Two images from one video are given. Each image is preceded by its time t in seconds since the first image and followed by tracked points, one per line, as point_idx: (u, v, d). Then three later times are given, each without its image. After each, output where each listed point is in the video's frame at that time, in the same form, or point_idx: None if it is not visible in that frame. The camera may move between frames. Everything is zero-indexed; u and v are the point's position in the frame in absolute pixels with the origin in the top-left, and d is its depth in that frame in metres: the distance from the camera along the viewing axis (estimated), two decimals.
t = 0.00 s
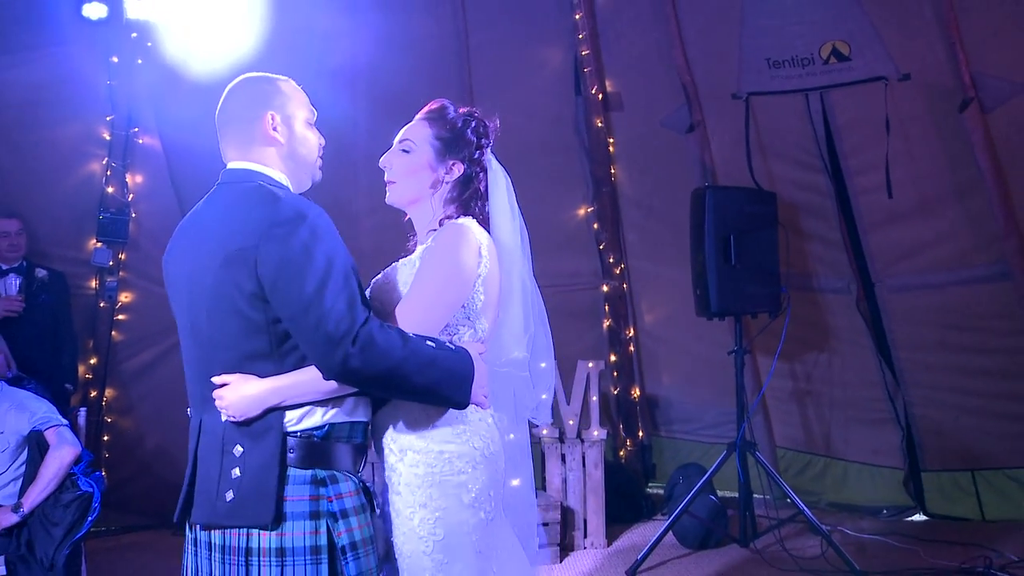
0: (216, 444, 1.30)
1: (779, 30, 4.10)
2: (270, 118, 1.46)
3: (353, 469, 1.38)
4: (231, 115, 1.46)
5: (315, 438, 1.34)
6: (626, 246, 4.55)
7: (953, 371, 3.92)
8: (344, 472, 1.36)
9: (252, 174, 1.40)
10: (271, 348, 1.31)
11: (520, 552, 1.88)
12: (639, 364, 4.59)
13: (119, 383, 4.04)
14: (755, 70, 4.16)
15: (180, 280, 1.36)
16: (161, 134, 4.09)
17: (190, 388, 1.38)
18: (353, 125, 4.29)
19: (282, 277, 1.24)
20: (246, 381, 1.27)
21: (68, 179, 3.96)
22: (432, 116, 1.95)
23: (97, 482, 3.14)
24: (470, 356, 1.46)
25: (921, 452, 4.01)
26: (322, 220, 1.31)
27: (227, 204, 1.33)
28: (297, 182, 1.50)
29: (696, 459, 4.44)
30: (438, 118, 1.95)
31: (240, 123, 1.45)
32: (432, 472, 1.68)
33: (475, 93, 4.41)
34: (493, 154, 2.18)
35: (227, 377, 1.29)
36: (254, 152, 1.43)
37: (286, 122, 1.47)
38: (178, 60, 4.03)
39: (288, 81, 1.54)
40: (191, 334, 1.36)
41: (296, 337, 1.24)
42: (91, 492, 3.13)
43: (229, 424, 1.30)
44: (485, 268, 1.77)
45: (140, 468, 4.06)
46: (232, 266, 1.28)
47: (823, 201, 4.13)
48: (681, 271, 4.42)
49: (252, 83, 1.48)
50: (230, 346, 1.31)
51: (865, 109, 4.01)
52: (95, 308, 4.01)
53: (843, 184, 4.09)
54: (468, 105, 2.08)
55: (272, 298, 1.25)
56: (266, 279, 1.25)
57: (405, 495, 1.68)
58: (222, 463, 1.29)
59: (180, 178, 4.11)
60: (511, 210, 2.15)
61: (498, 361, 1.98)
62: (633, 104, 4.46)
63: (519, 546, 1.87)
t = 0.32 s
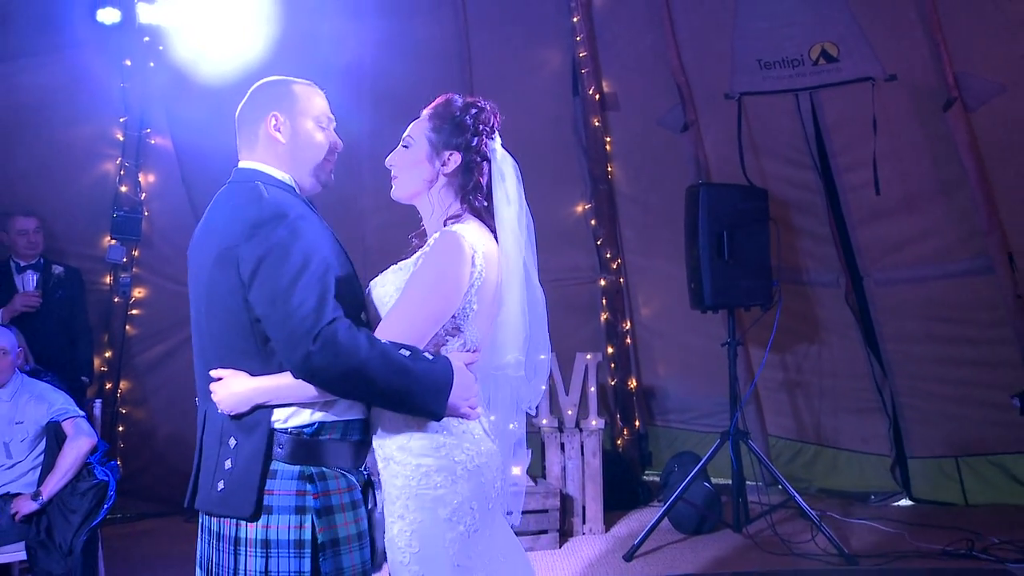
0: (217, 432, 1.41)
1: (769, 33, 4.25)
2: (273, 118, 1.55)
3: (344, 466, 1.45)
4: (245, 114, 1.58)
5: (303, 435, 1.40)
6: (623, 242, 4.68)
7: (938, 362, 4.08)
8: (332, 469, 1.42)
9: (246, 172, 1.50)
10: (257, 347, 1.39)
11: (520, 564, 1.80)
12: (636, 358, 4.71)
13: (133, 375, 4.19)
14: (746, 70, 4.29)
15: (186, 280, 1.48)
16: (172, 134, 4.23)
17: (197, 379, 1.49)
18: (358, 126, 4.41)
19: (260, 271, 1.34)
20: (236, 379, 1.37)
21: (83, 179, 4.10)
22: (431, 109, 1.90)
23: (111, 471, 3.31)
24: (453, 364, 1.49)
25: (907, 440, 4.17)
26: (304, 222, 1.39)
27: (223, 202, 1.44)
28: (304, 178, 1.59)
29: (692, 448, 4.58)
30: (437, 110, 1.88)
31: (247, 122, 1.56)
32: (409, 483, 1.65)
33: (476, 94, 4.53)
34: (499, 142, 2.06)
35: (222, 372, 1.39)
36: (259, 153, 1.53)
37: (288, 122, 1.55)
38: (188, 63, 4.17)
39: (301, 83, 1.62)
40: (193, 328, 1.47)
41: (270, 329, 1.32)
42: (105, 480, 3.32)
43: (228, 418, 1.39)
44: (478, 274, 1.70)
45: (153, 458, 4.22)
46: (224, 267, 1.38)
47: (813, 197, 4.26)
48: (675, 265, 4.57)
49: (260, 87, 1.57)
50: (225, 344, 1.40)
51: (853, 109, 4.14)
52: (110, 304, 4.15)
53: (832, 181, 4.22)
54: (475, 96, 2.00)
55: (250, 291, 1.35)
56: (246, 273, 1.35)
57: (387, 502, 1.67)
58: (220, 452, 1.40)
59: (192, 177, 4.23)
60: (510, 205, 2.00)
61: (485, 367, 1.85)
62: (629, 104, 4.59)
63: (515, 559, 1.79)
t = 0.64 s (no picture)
0: (219, 428, 1.54)
1: (758, 41, 4.38)
2: (283, 124, 1.65)
3: (336, 468, 1.53)
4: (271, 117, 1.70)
5: (295, 436, 1.48)
6: (619, 242, 4.82)
7: (924, 357, 4.23)
8: (324, 470, 1.50)
9: (253, 171, 1.63)
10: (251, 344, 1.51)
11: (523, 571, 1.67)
12: (632, 352, 4.90)
13: (145, 370, 4.35)
14: (738, 76, 4.43)
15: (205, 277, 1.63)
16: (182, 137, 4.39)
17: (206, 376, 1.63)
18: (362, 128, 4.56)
19: (244, 276, 1.44)
20: (230, 380, 1.48)
21: (97, 181, 4.26)
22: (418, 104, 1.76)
23: (124, 463, 3.49)
24: (434, 373, 1.52)
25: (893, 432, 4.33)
26: (288, 230, 1.46)
27: (230, 206, 1.56)
28: (317, 182, 1.67)
29: (686, 441, 4.74)
30: (427, 100, 1.74)
31: (267, 125, 1.68)
32: (393, 492, 1.58)
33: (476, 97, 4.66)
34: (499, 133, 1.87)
35: (220, 371, 1.51)
36: (272, 156, 1.65)
37: (294, 129, 1.64)
38: (195, 68, 4.29)
39: (327, 90, 1.71)
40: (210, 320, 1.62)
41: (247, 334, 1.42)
42: (118, 472, 3.49)
43: (227, 415, 1.52)
44: (452, 282, 1.58)
45: (164, 451, 4.39)
46: (221, 270, 1.51)
47: (802, 198, 4.41)
48: (669, 265, 4.70)
49: (284, 92, 1.69)
50: (226, 343, 1.52)
51: (840, 113, 4.28)
52: (122, 302, 4.31)
53: (821, 182, 4.36)
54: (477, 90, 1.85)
55: (237, 295, 1.45)
56: (234, 277, 1.46)
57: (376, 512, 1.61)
58: (221, 445, 1.53)
59: (202, 178, 4.39)
60: (499, 202, 1.77)
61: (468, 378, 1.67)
62: (624, 108, 4.73)
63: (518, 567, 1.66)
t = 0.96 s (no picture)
0: (222, 424, 1.57)
1: (749, 46, 4.51)
2: (287, 126, 1.64)
3: (334, 464, 1.53)
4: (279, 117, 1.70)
5: (293, 433, 1.49)
6: (615, 242, 4.97)
7: (908, 354, 4.38)
8: (322, 467, 1.51)
9: (256, 173, 1.63)
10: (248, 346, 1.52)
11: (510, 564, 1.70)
12: (627, 348, 5.05)
13: (156, 365, 4.52)
14: (729, 81, 4.55)
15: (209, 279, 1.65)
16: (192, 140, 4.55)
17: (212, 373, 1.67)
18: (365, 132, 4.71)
19: (238, 283, 1.44)
20: (230, 379, 1.50)
21: (109, 183, 4.41)
22: (405, 104, 1.76)
23: (136, 455, 3.69)
24: (421, 372, 1.54)
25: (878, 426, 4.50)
26: (281, 236, 1.47)
27: (230, 211, 1.58)
28: (319, 186, 1.66)
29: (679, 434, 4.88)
30: (409, 101, 1.75)
31: (273, 125, 1.68)
32: (383, 490, 1.56)
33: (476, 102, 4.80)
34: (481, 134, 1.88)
35: (221, 371, 1.53)
36: (276, 159, 1.65)
37: (296, 131, 1.63)
38: (206, 74, 4.46)
39: (335, 92, 1.71)
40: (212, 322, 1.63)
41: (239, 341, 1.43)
42: (131, 464, 3.69)
43: (228, 412, 1.55)
44: (435, 280, 1.57)
45: (174, 444, 4.56)
46: (220, 273, 1.52)
47: (792, 200, 4.56)
48: (662, 264, 4.86)
49: (293, 92, 1.68)
50: (225, 346, 1.54)
51: (829, 117, 4.41)
52: (133, 299, 4.47)
53: (810, 184, 4.52)
54: (459, 92, 1.86)
55: (231, 300, 1.46)
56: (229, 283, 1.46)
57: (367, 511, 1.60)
58: (226, 440, 1.56)
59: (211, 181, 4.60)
60: (481, 200, 1.77)
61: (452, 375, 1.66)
62: (620, 111, 4.86)
63: (506, 559, 1.69)
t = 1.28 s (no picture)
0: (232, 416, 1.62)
1: (739, 53, 4.65)
2: (298, 134, 1.66)
3: (332, 455, 1.55)
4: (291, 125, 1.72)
5: (294, 425, 1.52)
6: (609, 243, 5.12)
7: (892, 351, 4.55)
8: (322, 458, 1.53)
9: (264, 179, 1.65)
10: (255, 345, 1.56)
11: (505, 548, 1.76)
12: (620, 345, 5.20)
13: (165, 362, 4.68)
14: (719, 86, 4.70)
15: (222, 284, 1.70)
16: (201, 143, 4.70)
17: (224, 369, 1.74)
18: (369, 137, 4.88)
19: (241, 285, 1.48)
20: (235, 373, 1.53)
21: (120, 186, 4.56)
22: (394, 113, 1.77)
23: (145, 449, 3.84)
24: (415, 364, 1.55)
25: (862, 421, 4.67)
26: (280, 238, 1.49)
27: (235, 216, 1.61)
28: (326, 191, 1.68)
29: (672, 429, 5.04)
30: (397, 110, 1.76)
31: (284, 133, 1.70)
32: (383, 479, 1.58)
33: (474, 108, 4.96)
34: (466, 137, 1.89)
35: (229, 366, 1.57)
36: (285, 165, 1.67)
37: (306, 139, 1.65)
38: (214, 80, 4.64)
39: (344, 101, 1.73)
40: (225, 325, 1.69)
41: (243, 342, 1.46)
42: (141, 457, 3.85)
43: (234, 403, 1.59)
44: (428, 278, 1.59)
45: (183, 438, 4.73)
46: (225, 276, 1.55)
47: (780, 202, 4.72)
48: (655, 264, 5.02)
49: (303, 101, 1.71)
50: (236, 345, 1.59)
51: (816, 123, 4.57)
52: (143, 298, 4.63)
53: (798, 187, 4.67)
54: (443, 98, 1.87)
55: (235, 302, 1.49)
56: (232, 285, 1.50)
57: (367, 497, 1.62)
58: (234, 431, 1.61)
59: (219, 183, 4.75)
60: (467, 199, 1.80)
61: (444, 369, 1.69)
62: (615, 116, 5.02)
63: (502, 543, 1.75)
